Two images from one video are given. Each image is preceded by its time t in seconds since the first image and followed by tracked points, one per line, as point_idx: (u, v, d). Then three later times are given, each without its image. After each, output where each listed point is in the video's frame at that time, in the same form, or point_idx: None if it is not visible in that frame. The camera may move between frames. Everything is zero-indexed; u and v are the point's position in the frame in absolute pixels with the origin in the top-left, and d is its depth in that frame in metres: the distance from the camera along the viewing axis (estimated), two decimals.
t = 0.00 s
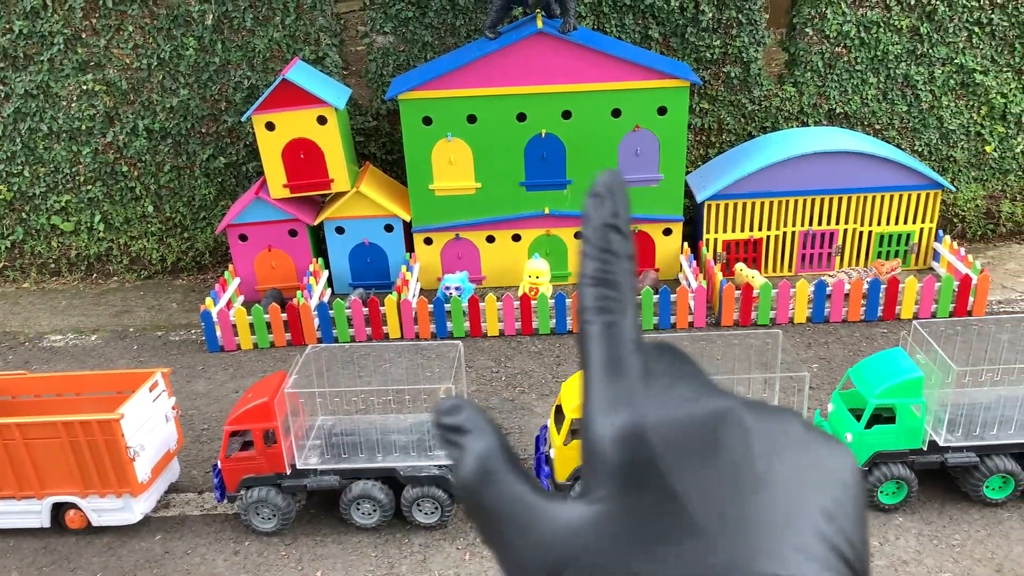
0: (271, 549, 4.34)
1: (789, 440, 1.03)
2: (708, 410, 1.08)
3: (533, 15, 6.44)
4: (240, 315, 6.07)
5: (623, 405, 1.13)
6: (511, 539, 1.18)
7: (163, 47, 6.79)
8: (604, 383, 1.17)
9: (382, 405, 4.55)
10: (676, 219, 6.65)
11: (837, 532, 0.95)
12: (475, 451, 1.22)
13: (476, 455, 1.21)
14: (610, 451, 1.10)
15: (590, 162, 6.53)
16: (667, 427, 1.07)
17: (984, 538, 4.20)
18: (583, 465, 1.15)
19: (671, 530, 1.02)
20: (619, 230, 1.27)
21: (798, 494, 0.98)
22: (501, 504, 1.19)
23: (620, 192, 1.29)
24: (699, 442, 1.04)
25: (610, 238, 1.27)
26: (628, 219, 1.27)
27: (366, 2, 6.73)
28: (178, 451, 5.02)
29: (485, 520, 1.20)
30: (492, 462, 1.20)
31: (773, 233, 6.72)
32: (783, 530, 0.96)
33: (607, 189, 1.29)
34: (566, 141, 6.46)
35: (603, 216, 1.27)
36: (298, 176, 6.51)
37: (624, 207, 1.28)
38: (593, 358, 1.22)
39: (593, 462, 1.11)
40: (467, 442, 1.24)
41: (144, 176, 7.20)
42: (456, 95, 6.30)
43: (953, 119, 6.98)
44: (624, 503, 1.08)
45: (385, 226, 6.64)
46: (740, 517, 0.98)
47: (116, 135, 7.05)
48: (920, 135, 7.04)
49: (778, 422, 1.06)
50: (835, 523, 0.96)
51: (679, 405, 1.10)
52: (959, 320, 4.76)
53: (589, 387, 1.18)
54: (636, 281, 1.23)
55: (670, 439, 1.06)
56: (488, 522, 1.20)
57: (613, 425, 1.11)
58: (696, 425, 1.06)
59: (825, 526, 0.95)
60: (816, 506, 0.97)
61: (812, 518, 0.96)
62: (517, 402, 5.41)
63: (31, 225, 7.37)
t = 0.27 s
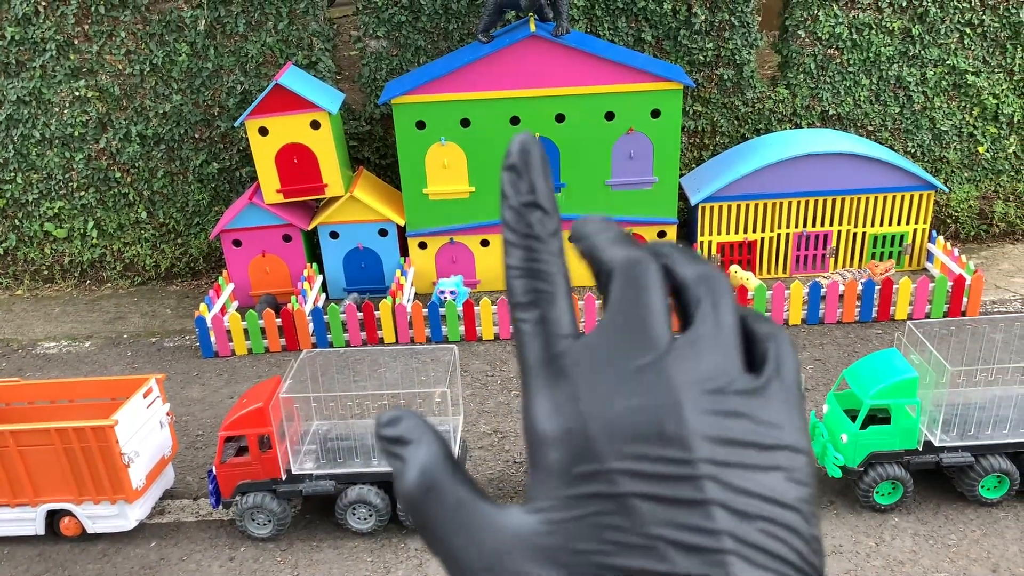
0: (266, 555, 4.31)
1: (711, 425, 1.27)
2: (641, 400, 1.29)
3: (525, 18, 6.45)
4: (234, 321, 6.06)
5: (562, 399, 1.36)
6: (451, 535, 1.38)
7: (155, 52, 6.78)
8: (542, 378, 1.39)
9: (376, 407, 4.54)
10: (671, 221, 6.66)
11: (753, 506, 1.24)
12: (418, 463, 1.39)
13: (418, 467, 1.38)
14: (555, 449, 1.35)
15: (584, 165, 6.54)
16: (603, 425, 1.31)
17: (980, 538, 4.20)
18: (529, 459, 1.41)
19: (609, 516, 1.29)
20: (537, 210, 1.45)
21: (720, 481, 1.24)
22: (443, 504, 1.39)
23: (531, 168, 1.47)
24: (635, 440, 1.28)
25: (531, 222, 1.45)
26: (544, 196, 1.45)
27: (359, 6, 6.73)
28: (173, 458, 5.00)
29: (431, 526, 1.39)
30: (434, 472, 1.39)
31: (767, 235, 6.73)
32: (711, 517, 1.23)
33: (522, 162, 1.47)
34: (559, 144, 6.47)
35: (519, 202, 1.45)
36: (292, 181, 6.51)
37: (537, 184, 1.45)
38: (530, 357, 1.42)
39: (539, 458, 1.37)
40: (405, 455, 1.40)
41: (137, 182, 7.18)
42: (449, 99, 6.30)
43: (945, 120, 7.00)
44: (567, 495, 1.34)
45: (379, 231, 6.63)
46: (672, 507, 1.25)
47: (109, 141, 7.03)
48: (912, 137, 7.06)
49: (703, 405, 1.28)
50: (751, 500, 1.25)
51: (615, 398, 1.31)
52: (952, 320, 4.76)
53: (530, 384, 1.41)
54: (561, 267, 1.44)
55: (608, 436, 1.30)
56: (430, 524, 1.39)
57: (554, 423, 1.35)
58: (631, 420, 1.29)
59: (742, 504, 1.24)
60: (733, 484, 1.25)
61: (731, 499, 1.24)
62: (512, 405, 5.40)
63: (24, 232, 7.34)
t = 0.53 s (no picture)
0: (264, 558, 4.31)
1: (711, 428, 1.35)
2: (646, 404, 1.36)
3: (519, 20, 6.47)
4: (230, 324, 6.06)
5: (569, 402, 1.42)
6: (467, 535, 1.40)
7: (149, 57, 6.78)
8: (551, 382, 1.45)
9: (374, 409, 4.51)
10: (666, 221, 6.68)
11: (751, 505, 1.31)
12: (432, 464, 1.42)
13: (433, 469, 1.41)
14: (562, 450, 1.40)
15: (579, 166, 6.55)
16: (608, 426, 1.37)
17: (977, 534, 4.22)
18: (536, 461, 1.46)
19: (614, 513, 1.34)
20: (544, 225, 1.50)
21: (720, 481, 1.31)
22: (457, 506, 1.41)
23: (539, 185, 1.53)
24: (639, 440, 1.35)
25: (538, 236, 1.50)
26: (552, 210, 1.50)
27: (352, 9, 6.73)
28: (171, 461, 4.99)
29: (444, 523, 1.41)
30: (449, 473, 1.42)
31: (762, 234, 6.75)
32: (709, 512, 1.30)
33: (531, 179, 1.53)
34: (554, 145, 6.49)
35: (526, 215, 1.51)
36: (287, 184, 6.51)
37: (545, 201, 1.50)
38: (537, 361, 1.47)
39: (547, 458, 1.42)
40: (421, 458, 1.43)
41: (132, 186, 7.18)
42: (443, 101, 6.30)
43: (938, 118, 7.03)
44: (571, 492, 1.38)
45: (375, 233, 6.62)
46: (673, 504, 1.31)
47: (103, 146, 7.02)
48: (905, 135, 7.08)
49: (705, 408, 1.36)
50: (751, 499, 1.31)
51: (621, 401, 1.38)
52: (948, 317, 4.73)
53: (538, 387, 1.46)
54: (567, 273, 1.49)
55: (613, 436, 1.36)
56: (446, 525, 1.41)
57: (561, 425, 1.41)
58: (635, 423, 1.35)
59: (740, 502, 1.30)
60: (731, 483, 1.31)
61: (730, 497, 1.30)
62: (509, 407, 5.41)
63: (19, 237, 7.33)
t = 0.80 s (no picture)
0: (258, 557, 4.30)
1: (602, 457, 1.27)
2: (533, 438, 1.28)
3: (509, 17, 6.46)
4: (222, 324, 6.04)
5: (453, 442, 1.33)
6: None
7: (138, 56, 6.75)
8: (433, 420, 1.35)
9: (366, 407, 4.48)
10: (658, 217, 6.68)
11: (650, 536, 1.24)
12: (314, 513, 1.37)
13: (314, 522, 1.36)
14: (452, 494, 1.32)
15: (571, 162, 6.55)
16: (494, 466, 1.29)
17: (968, 525, 4.24)
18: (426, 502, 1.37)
19: (508, 559, 1.27)
20: (414, 250, 1.34)
21: (614, 515, 1.24)
22: (342, 560, 1.34)
23: (404, 207, 1.34)
24: (527, 479, 1.27)
25: (407, 264, 1.34)
26: (419, 234, 1.34)
27: (342, 6, 6.72)
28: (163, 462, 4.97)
29: None
30: (331, 526, 1.36)
31: (753, 229, 6.76)
32: (607, 550, 1.22)
33: (394, 202, 1.33)
34: (545, 142, 6.48)
35: (395, 242, 1.33)
36: (278, 183, 6.50)
37: (410, 224, 1.33)
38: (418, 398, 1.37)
39: (435, 501, 1.34)
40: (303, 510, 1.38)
41: (122, 186, 7.14)
42: (434, 99, 6.31)
43: (928, 112, 7.05)
44: (461, 539, 1.30)
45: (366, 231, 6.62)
46: (568, 543, 1.24)
47: (93, 145, 6.99)
48: (896, 129, 7.11)
49: (595, 437, 1.28)
50: (650, 529, 1.24)
51: (507, 438, 1.30)
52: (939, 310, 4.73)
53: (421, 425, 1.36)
54: (443, 304, 1.36)
55: (500, 478, 1.29)
56: None
57: (447, 467, 1.32)
58: (520, 460, 1.28)
59: (638, 535, 1.23)
60: (627, 515, 1.24)
61: (626, 530, 1.23)
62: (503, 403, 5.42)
63: (8, 238, 7.29)
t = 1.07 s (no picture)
0: (243, 553, 4.27)
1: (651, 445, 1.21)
2: (579, 420, 1.20)
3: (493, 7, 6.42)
4: (205, 318, 5.99)
5: (497, 420, 1.25)
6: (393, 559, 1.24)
7: (118, 47, 6.66)
8: (478, 396, 1.26)
9: (350, 403, 4.51)
10: (644, 208, 6.66)
11: (691, 526, 1.19)
12: (359, 479, 1.25)
13: (360, 486, 1.25)
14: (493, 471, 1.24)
15: (556, 153, 6.51)
16: (540, 447, 1.21)
17: (953, 514, 4.25)
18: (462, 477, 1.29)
19: (548, 537, 1.21)
20: (475, 228, 1.27)
21: (658, 500, 1.18)
22: (385, 530, 1.24)
23: (475, 182, 1.26)
24: (573, 462, 1.20)
25: (469, 240, 1.27)
26: (483, 211, 1.27)
27: None
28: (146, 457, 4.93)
29: (365, 547, 1.25)
30: (378, 490, 1.25)
31: (739, 220, 6.76)
32: (647, 534, 1.17)
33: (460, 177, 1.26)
34: (530, 133, 6.44)
35: (456, 212, 1.26)
36: (260, 175, 6.44)
37: (477, 198, 1.26)
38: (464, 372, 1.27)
39: (476, 474, 1.26)
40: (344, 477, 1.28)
41: (104, 180, 7.06)
42: (418, 89, 6.26)
43: (913, 101, 7.05)
44: (501, 513, 1.24)
45: (351, 224, 6.59)
46: (609, 527, 1.19)
47: (73, 138, 6.90)
48: (881, 119, 7.11)
49: (644, 425, 1.21)
50: (692, 521, 1.19)
51: (551, 419, 1.22)
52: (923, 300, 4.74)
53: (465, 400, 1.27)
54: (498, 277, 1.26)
55: (545, 458, 1.21)
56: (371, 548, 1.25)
57: (489, 442, 1.24)
58: (566, 442, 1.20)
59: (680, 522, 1.19)
60: (670, 501, 1.19)
61: (669, 517, 1.18)
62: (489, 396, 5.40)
63: None
